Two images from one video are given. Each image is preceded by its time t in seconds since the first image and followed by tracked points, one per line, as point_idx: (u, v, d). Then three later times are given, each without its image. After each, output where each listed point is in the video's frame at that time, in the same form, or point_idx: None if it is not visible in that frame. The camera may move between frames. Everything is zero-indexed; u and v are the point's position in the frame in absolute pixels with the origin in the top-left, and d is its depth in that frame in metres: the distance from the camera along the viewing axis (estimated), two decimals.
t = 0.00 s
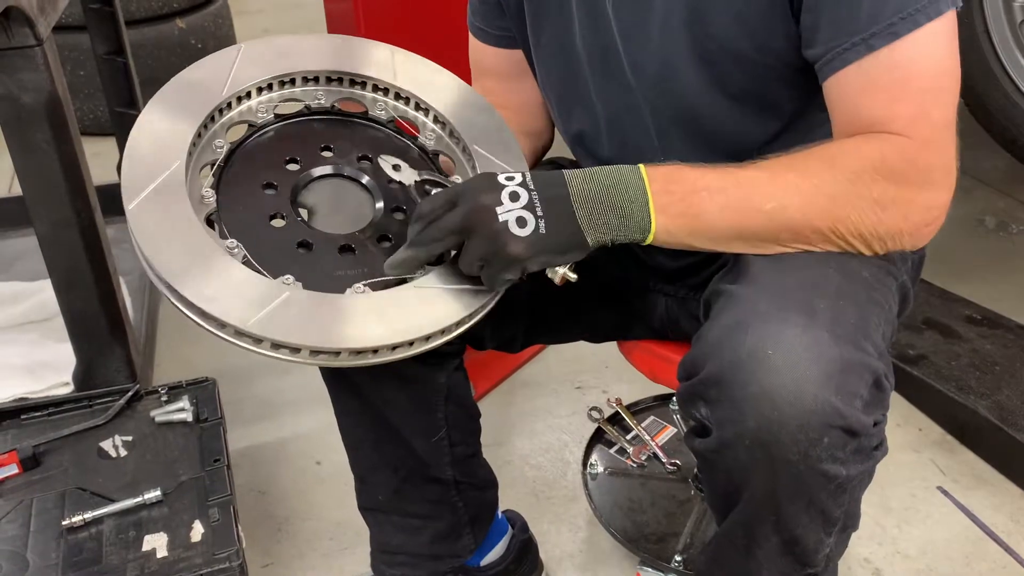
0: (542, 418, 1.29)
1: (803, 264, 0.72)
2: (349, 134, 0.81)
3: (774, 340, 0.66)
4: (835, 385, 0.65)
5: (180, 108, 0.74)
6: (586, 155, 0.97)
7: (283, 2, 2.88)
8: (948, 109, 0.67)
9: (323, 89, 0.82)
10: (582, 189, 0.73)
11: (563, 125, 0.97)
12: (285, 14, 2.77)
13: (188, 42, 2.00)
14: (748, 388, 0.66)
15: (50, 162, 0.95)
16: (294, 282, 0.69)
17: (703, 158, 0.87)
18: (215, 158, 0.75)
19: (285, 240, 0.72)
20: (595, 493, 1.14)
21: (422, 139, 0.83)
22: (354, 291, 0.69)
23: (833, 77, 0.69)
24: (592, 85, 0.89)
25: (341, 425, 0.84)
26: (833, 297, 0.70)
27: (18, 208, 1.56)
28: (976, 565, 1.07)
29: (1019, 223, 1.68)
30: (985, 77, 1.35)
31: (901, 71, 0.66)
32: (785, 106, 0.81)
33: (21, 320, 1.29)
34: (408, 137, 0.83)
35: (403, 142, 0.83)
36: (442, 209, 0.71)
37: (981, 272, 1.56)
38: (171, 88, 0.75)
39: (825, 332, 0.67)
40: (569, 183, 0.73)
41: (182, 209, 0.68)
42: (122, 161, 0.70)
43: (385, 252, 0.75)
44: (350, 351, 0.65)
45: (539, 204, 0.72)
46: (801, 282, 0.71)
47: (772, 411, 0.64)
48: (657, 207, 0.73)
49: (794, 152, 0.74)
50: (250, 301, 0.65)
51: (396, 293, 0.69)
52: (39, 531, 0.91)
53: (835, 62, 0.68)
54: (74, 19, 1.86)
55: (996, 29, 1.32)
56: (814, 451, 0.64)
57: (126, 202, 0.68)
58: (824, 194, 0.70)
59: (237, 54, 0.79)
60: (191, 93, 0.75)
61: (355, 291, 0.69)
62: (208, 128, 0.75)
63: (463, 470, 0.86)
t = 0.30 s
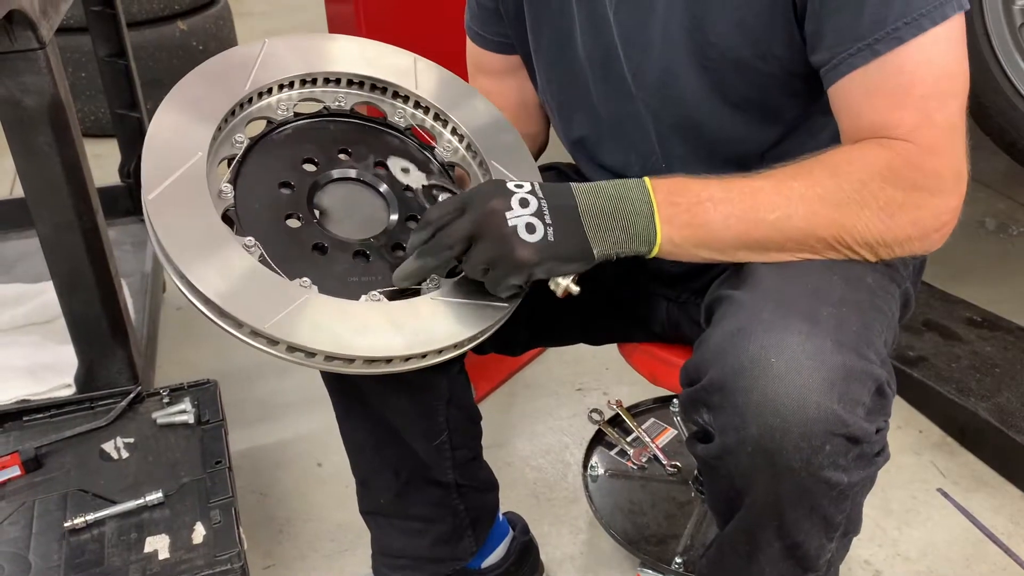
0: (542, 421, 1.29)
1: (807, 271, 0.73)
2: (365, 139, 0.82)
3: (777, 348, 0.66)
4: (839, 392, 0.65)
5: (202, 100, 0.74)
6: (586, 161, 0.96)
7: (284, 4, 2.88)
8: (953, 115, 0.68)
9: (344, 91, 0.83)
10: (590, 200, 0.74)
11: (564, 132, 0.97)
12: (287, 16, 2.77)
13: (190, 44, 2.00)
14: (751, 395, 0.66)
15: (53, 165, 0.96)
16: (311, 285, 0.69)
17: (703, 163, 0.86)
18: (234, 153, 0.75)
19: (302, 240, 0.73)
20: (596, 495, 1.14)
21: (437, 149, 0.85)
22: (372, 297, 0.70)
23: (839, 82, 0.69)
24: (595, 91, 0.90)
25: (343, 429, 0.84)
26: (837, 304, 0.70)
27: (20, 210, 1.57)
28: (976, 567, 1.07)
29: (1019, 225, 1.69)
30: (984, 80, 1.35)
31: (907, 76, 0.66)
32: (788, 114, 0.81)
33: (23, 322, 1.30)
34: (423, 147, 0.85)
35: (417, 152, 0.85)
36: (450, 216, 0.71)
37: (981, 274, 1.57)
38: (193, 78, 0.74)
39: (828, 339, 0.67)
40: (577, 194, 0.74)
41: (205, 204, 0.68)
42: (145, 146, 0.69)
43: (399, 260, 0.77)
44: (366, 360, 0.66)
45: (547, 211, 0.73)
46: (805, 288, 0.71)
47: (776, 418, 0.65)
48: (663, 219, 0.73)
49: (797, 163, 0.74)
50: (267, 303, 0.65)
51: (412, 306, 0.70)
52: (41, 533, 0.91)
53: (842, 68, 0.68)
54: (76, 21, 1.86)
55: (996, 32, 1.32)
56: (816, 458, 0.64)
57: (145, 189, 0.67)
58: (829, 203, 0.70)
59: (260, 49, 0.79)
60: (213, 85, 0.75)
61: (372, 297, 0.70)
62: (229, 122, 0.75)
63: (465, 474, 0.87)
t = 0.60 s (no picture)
0: (542, 421, 1.29)
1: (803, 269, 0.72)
2: (362, 146, 0.82)
3: (767, 345, 0.66)
4: (830, 390, 0.65)
5: (190, 122, 0.75)
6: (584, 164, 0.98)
7: (284, 4, 2.88)
8: (934, 115, 0.67)
9: (333, 102, 0.82)
10: (570, 184, 0.70)
11: (563, 133, 0.97)
12: (287, 17, 2.77)
13: (190, 44, 2.00)
14: (742, 392, 0.66)
15: (53, 165, 0.96)
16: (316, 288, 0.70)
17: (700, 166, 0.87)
18: (230, 172, 0.76)
19: (303, 249, 0.73)
20: (596, 495, 1.14)
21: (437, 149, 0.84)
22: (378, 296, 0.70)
23: (825, 73, 0.68)
24: (595, 93, 0.90)
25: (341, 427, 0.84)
26: (829, 303, 0.70)
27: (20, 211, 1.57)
28: (975, 568, 1.07)
29: (1019, 226, 1.69)
30: (983, 80, 1.35)
31: (894, 74, 0.65)
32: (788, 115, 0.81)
33: (23, 322, 1.30)
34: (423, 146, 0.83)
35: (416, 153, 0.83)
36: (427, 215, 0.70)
37: (980, 275, 1.57)
38: (182, 105, 0.76)
39: (820, 337, 0.67)
40: (557, 169, 0.70)
41: (203, 219, 0.69)
42: (140, 176, 0.71)
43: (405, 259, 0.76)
44: (379, 355, 0.66)
45: (525, 199, 0.70)
46: (798, 286, 0.71)
47: (767, 415, 0.65)
48: (642, 211, 0.71)
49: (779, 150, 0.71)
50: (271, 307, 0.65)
51: (419, 299, 0.70)
52: (40, 533, 0.91)
53: (830, 60, 0.67)
54: (76, 22, 1.86)
55: (995, 33, 1.32)
56: (808, 455, 0.64)
57: (144, 215, 0.68)
58: (820, 198, 0.68)
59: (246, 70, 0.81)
60: (203, 108, 0.76)
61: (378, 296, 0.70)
62: (222, 143, 0.76)
63: (466, 475, 0.87)
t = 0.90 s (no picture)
0: (542, 423, 1.29)
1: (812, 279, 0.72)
2: (351, 147, 0.82)
3: (762, 349, 0.66)
4: (824, 394, 0.65)
5: (178, 135, 0.77)
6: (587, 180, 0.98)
7: (284, 6, 2.88)
8: (945, 126, 0.69)
9: (320, 108, 0.84)
10: (643, 237, 0.68)
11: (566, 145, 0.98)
12: (286, 18, 2.77)
13: (190, 45, 2.00)
14: (737, 396, 0.66)
15: (52, 167, 0.96)
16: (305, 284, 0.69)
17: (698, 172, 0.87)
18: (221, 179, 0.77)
19: (293, 249, 0.73)
20: (595, 497, 1.14)
21: (427, 146, 0.83)
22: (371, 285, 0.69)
23: (839, 90, 0.69)
24: (593, 98, 0.90)
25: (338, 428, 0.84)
26: (826, 308, 0.70)
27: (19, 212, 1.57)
28: (974, 570, 1.07)
29: (1019, 228, 1.69)
30: (982, 81, 1.35)
31: (901, 91, 0.67)
32: (787, 120, 0.81)
33: (22, 324, 1.30)
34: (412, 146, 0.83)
35: (406, 152, 0.82)
36: (498, 265, 0.65)
37: (980, 276, 1.57)
38: (171, 122, 0.79)
39: (815, 341, 0.67)
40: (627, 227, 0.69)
41: (191, 222, 0.70)
42: (129, 190, 0.72)
43: (396, 255, 0.74)
44: (371, 344, 0.64)
45: (613, 253, 0.67)
46: (795, 292, 0.70)
47: (761, 418, 0.64)
48: (711, 250, 0.68)
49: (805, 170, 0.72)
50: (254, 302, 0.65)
51: (404, 285, 0.68)
52: (39, 534, 0.91)
53: (840, 78, 0.69)
54: (76, 23, 1.86)
55: (995, 35, 1.32)
56: (801, 460, 0.64)
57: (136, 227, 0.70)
58: (865, 210, 0.68)
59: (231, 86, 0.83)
60: (191, 122, 0.79)
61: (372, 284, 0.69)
62: (212, 154, 0.78)
63: (464, 477, 0.87)
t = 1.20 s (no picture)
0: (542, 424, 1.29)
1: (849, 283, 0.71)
2: (341, 142, 0.81)
3: (802, 352, 0.66)
4: (864, 400, 0.64)
5: (165, 133, 0.74)
6: (596, 188, 0.98)
7: (284, 8, 2.88)
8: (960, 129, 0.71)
9: (312, 100, 0.81)
10: (671, 240, 0.67)
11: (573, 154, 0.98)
12: (285, 20, 2.77)
13: (190, 47, 2.00)
14: (777, 401, 0.65)
15: (51, 168, 0.96)
16: (286, 293, 0.70)
17: (699, 175, 0.87)
18: (210, 175, 0.75)
19: (277, 252, 0.73)
20: (594, 498, 1.14)
21: (416, 145, 0.82)
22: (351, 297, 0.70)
23: (849, 95, 0.72)
24: (596, 102, 0.89)
25: (336, 428, 0.84)
26: (861, 311, 0.69)
27: (19, 213, 1.57)
28: (975, 571, 1.07)
29: (1020, 229, 1.68)
30: (982, 80, 1.35)
31: (917, 92, 0.69)
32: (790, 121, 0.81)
33: (22, 325, 1.30)
34: (402, 145, 0.81)
35: (394, 153, 0.81)
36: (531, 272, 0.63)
37: (980, 278, 1.56)
38: (159, 113, 0.75)
39: (853, 345, 0.66)
40: (651, 229, 0.67)
41: (178, 229, 0.69)
42: (117, 184, 0.71)
43: (379, 259, 0.75)
44: (345, 360, 0.66)
45: (641, 262, 0.65)
46: (829, 294, 0.70)
47: (802, 423, 0.64)
48: (741, 257, 0.67)
49: (819, 177, 0.73)
50: (241, 315, 0.66)
51: (388, 300, 0.69)
52: (38, 536, 0.91)
53: (852, 81, 0.71)
54: (76, 25, 1.86)
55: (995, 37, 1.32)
56: (840, 465, 0.64)
57: (121, 223, 0.69)
58: (886, 207, 0.68)
59: (222, 72, 0.79)
60: (179, 114, 0.76)
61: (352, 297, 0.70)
62: (200, 148, 0.76)
63: (458, 473, 0.87)
